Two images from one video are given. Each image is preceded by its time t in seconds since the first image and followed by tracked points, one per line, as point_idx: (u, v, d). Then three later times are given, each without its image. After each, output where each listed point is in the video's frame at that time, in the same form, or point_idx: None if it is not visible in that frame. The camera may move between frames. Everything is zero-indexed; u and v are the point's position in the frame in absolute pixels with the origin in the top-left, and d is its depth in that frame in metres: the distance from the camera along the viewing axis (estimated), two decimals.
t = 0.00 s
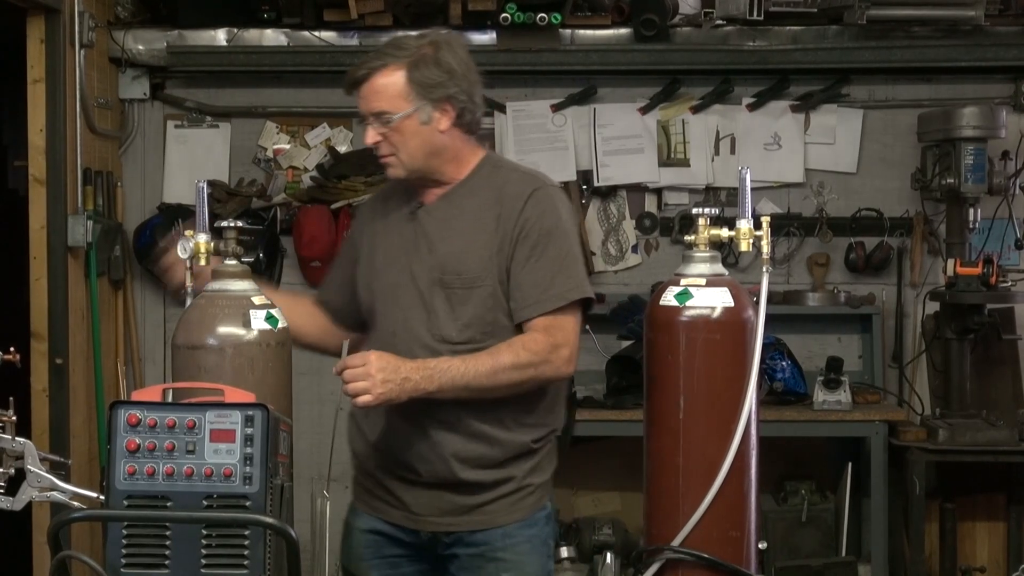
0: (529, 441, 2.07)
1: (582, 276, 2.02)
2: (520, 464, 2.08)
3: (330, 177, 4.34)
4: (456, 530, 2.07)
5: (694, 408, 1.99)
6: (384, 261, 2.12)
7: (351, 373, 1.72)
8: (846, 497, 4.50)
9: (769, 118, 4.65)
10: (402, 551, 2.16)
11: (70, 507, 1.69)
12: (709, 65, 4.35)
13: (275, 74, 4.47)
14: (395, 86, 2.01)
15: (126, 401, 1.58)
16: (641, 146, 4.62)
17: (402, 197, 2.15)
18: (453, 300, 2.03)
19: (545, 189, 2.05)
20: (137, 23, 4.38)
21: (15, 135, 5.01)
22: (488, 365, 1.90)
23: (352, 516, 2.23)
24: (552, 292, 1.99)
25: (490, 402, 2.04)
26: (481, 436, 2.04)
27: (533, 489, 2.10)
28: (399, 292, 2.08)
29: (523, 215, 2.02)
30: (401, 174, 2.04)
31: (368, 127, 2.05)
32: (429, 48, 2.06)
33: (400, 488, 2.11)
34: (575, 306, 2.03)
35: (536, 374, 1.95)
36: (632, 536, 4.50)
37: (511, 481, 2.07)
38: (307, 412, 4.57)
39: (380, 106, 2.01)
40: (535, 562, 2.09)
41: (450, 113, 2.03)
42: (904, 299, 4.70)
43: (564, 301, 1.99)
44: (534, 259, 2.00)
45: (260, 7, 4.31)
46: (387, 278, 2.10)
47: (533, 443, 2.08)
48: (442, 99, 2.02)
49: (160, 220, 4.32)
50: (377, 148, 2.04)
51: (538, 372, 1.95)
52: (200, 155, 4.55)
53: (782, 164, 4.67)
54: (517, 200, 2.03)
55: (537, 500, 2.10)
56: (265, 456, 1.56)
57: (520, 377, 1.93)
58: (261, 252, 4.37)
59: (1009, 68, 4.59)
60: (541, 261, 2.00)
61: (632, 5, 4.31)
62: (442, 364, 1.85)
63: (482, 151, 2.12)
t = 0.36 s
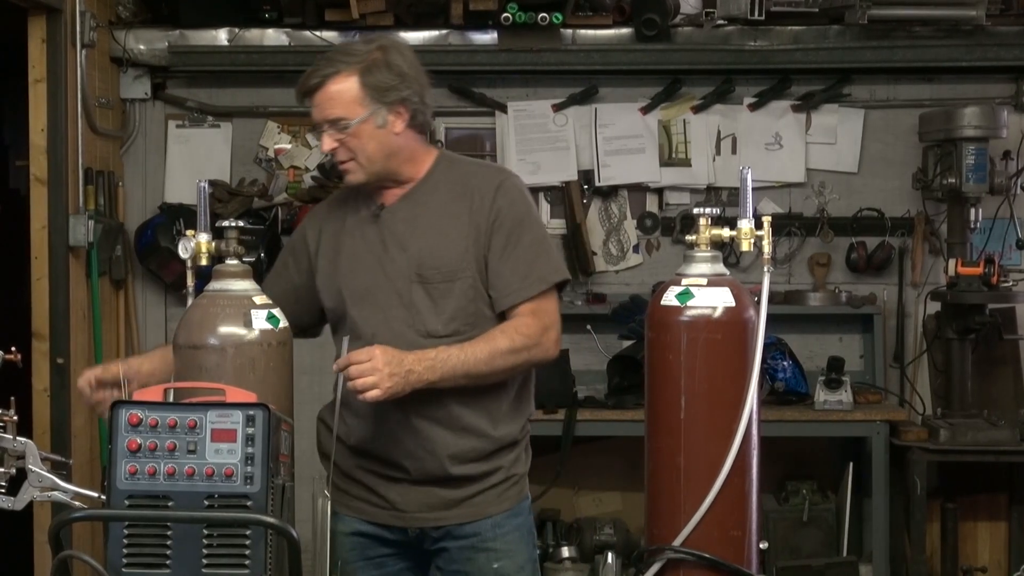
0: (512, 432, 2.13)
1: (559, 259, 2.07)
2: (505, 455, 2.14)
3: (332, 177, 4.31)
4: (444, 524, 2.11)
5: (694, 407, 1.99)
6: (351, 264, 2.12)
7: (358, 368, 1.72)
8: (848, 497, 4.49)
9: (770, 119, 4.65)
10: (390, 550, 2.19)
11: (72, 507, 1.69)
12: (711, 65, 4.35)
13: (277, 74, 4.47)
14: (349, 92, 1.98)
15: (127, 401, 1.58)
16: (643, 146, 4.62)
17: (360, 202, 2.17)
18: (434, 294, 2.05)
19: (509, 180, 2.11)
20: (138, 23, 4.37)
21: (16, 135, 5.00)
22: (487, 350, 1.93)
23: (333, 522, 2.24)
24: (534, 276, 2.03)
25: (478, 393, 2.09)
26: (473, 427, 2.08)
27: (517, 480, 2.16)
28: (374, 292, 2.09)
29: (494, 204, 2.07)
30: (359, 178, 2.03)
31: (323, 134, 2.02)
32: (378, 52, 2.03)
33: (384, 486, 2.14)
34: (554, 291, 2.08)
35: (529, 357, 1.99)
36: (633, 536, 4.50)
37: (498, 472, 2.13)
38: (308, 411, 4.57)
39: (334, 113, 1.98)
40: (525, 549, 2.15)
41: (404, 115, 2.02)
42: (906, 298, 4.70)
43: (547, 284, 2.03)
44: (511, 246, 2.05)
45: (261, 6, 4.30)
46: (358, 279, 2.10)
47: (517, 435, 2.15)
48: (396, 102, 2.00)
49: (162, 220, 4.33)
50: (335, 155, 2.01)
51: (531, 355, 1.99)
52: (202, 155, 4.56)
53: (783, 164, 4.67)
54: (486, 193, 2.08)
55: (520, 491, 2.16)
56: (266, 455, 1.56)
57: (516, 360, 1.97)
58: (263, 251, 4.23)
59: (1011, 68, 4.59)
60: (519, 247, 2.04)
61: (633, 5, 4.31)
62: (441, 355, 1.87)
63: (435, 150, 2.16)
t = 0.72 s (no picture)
0: (508, 426, 2.16)
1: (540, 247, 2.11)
2: (504, 450, 2.16)
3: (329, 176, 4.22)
4: (449, 521, 2.11)
5: (696, 406, 1.99)
6: (333, 270, 2.11)
7: (359, 366, 1.72)
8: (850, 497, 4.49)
9: (772, 118, 4.65)
10: (390, 552, 2.19)
11: (75, 506, 1.69)
12: (713, 65, 4.35)
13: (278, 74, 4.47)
14: (317, 104, 1.98)
15: (129, 401, 1.57)
16: (644, 146, 4.62)
17: (333, 209, 2.17)
18: (424, 292, 2.06)
19: (482, 174, 2.14)
20: (140, 22, 4.37)
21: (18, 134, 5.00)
22: (483, 340, 1.96)
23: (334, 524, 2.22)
24: (520, 265, 2.06)
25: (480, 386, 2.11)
26: (472, 422, 2.09)
27: (516, 474, 2.18)
28: (362, 295, 2.08)
29: (473, 197, 2.10)
30: (333, 187, 2.04)
31: (292, 146, 2.01)
32: (341, 60, 2.03)
33: (386, 486, 2.14)
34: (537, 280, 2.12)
35: (523, 344, 2.02)
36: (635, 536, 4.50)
37: (501, 466, 2.15)
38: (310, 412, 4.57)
39: (305, 126, 1.98)
40: (528, 542, 2.16)
41: (373, 122, 2.04)
42: (907, 298, 4.70)
43: (533, 272, 2.07)
44: (494, 238, 2.08)
45: (263, 6, 4.30)
46: (343, 283, 2.10)
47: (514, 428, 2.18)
48: (365, 110, 2.02)
49: (163, 220, 4.33)
50: (307, 167, 2.02)
51: (525, 341, 2.03)
52: (203, 155, 4.57)
53: (785, 164, 4.66)
54: (463, 187, 2.11)
55: (521, 484, 2.18)
56: (268, 455, 1.56)
57: (512, 347, 2.00)
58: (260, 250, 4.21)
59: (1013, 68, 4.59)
60: (502, 238, 2.08)
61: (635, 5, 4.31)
62: (438, 347, 1.89)
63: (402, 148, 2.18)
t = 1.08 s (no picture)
0: (506, 426, 2.16)
1: (538, 248, 2.11)
2: (502, 449, 2.16)
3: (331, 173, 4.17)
4: (448, 520, 2.11)
5: (700, 406, 1.99)
6: (332, 272, 2.11)
7: (361, 369, 1.72)
8: (854, 496, 4.49)
9: (775, 118, 4.65)
10: (390, 552, 2.19)
11: (77, 505, 1.70)
12: (716, 64, 4.34)
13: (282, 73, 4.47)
14: (320, 108, 1.97)
15: (132, 400, 1.58)
16: (647, 145, 4.62)
17: (330, 211, 2.16)
18: (423, 294, 2.07)
19: (481, 175, 2.14)
20: (143, 22, 4.38)
21: (22, 134, 5.01)
22: (483, 341, 1.96)
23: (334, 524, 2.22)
24: (519, 266, 2.07)
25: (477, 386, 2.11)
26: (471, 423, 2.10)
27: (514, 473, 2.19)
28: (360, 297, 2.08)
29: (471, 199, 2.10)
30: (335, 191, 2.04)
31: (294, 149, 2.01)
32: (342, 63, 2.02)
33: (386, 486, 2.14)
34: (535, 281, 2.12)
35: (522, 346, 2.03)
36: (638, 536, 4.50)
37: (499, 466, 2.15)
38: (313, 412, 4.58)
39: (307, 130, 1.97)
40: (526, 541, 2.16)
41: (374, 126, 2.04)
42: (911, 298, 4.69)
43: (531, 274, 2.07)
44: (492, 239, 2.08)
45: (266, 5, 4.30)
46: (341, 285, 2.09)
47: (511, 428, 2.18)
48: (367, 114, 2.01)
49: (166, 219, 4.33)
50: (309, 170, 2.01)
51: (524, 343, 2.03)
52: (207, 154, 4.57)
53: (788, 164, 4.66)
54: (461, 188, 2.11)
55: (519, 483, 2.19)
56: (271, 455, 1.57)
57: (512, 349, 2.00)
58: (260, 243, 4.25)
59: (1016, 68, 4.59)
60: (501, 240, 2.08)
61: (638, 4, 4.31)
62: (440, 349, 1.89)
63: (400, 149, 2.17)
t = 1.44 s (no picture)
0: (512, 425, 2.16)
1: (544, 249, 2.10)
2: (508, 449, 2.16)
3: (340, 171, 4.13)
4: (455, 520, 2.11)
5: (709, 406, 1.98)
6: (338, 275, 2.11)
7: (370, 369, 1.71)
8: (864, 496, 4.48)
9: (785, 117, 4.64)
10: (397, 551, 2.19)
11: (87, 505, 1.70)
12: (725, 64, 4.33)
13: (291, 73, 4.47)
14: (327, 116, 1.96)
15: (142, 399, 1.58)
16: (657, 144, 4.61)
17: (336, 211, 2.16)
18: (429, 296, 2.07)
19: (487, 176, 2.13)
20: (153, 21, 4.38)
21: (33, 133, 5.02)
22: (490, 342, 1.96)
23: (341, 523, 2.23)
24: (524, 268, 2.06)
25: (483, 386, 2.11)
26: (478, 422, 2.10)
27: (521, 472, 2.19)
28: (367, 299, 2.09)
29: (478, 201, 2.10)
30: (342, 195, 2.04)
31: (300, 155, 2.00)
32: (347, 67, 2.00)
33: (392, 485, 2.14)
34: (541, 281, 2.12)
35: (529, 347, 2.02)
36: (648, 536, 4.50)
37: (506, 465, 2.15)
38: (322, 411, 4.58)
39: (314, 137, 1.96)
40: (533, 541, 2.16)
41: (380, 130, 2.03)
42: (920, 298, 4.68)
43: (537, 276, 2.07)
44: (499, 241, 2.08)
45: (276, 6, 4.30)
46: (348, 286, 2.10)
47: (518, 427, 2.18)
48: (374, 120, 2.01)
49: (176, 219, 4.34)
50: (317, 176, 2.01)
51: (530, 344, 2.03)
52: (216, 154, 4.58)
53: (798, 163, 4.65)
54: (468, 189, 2.11)
55: (525, 483, 2.19)
56: (281, 453, 1.57)
57: (518, 350, 2.00)
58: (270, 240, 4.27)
59: None
60: (507, 242, 2.07)
61: (648, 4, 4.30)
62: (447, 351, 1.89)
63: (407, 150, 2.17)
